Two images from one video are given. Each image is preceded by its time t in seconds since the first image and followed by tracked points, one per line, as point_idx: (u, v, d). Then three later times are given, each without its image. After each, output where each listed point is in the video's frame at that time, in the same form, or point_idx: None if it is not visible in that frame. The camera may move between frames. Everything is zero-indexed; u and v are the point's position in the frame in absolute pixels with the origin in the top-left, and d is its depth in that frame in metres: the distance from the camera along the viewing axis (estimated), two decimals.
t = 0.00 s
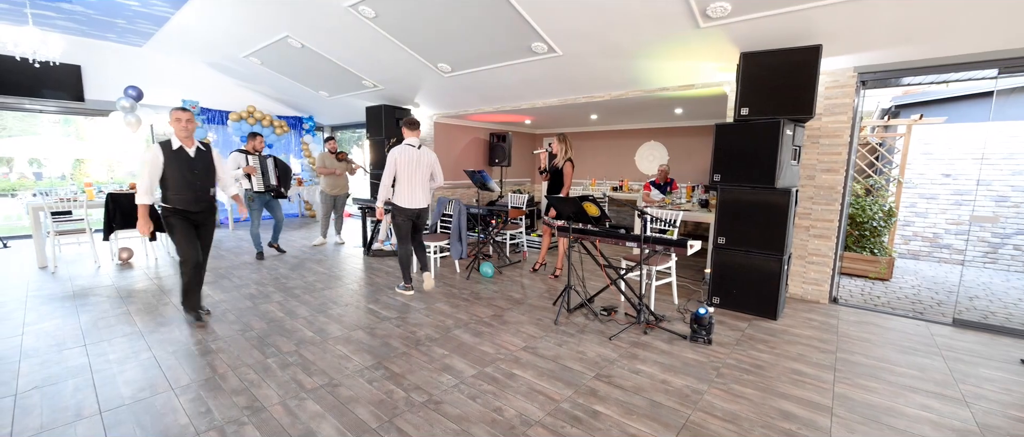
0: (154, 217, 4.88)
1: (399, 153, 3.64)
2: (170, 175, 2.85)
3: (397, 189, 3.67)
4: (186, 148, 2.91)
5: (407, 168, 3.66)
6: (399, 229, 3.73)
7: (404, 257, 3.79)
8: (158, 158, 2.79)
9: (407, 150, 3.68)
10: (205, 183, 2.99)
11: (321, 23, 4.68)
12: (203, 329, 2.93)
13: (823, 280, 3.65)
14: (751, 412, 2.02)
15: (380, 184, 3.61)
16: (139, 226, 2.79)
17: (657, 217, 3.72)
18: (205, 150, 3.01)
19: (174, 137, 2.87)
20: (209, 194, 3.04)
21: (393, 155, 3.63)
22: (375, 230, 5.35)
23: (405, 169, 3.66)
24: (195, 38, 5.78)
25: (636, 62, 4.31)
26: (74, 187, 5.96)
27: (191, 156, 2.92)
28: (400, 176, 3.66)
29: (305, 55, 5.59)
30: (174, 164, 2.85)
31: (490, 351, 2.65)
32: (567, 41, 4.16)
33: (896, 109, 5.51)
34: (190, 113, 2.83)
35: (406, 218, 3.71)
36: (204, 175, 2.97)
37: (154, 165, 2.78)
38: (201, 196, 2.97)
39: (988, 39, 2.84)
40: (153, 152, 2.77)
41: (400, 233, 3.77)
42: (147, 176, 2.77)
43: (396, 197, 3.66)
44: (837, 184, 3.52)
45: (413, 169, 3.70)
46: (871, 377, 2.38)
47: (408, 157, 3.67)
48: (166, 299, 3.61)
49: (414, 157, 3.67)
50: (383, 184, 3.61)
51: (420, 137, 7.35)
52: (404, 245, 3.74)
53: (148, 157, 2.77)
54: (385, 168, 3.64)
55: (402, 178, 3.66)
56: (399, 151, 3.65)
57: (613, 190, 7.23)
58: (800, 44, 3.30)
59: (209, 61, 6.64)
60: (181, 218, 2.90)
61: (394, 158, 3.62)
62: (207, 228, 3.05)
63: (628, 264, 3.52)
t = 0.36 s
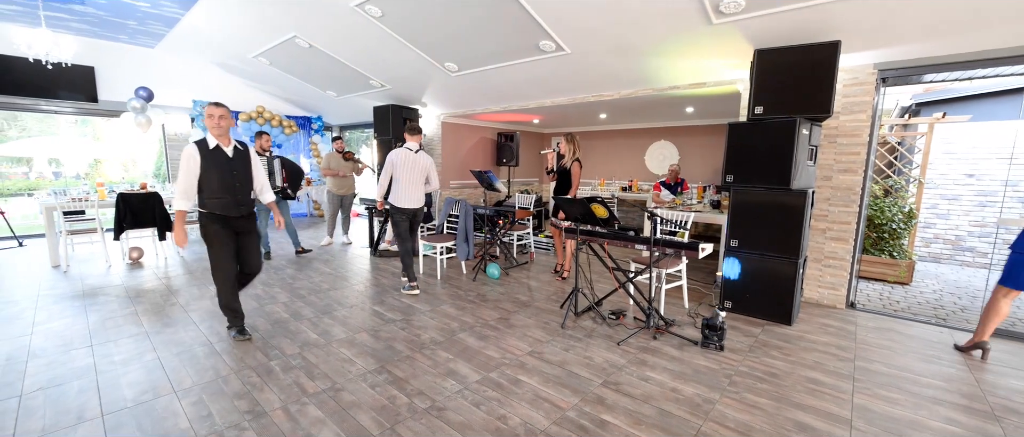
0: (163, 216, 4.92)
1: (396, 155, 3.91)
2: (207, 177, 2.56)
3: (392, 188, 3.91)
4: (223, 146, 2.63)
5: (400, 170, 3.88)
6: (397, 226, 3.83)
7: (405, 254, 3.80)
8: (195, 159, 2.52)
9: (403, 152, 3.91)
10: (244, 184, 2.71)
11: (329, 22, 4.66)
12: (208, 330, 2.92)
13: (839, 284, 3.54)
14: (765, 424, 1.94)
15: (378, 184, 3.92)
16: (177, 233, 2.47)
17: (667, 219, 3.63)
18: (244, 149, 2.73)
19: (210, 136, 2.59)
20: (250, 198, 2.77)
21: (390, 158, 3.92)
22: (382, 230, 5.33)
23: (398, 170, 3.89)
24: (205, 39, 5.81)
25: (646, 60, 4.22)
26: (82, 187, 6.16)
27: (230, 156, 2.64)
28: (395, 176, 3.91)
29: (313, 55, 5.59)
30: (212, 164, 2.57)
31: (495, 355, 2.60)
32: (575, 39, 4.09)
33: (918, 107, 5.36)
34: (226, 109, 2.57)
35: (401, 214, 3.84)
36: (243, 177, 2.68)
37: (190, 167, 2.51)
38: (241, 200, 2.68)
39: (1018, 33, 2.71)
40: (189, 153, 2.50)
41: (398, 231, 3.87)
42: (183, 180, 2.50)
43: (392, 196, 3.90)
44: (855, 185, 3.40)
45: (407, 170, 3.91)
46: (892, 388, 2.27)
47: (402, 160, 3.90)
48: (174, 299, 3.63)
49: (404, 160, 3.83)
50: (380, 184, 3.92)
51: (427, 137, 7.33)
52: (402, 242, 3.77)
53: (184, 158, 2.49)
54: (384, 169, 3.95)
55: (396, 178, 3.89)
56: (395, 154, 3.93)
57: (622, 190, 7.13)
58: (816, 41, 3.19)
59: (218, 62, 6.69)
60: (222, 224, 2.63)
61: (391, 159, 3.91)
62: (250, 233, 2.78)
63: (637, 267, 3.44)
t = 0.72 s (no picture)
0: (166, 217, 4.92)
1: (396, 155, 4.11)
2: (254, 185, 2.35)
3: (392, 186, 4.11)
4: (269, 152, 2.42)
5: (398, 169, 4.06)
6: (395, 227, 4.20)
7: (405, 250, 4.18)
8: (241, 165, 2.30)
9: (402, 151, 4.14)
10: (291, 194, 2.48)
11: (331, 22, 4.63)
12: (206, 334, 2.89)
13: (850, 289, 3.45)
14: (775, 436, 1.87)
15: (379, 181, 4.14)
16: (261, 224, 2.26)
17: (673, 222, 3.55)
18: (291, 155, 2.52)
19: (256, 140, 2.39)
20: (297, 207, 2.54)
21: (391, 157, 4.12)
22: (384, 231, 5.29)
23: (397, 169, 4.08)
24: (208, 39, 5.81)
25: (651, 60, 4.15)
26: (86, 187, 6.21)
27: (276, 162, 2.43)
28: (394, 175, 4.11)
29: (315, 55, 5.56)
30: (258, 171, 2.35)
31: (496, 361, 2.54)
32: (579, 38, 4.02)
33: (930, 107, 5.24)
34: (272, 110, 2.39)
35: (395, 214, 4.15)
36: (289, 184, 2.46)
37: (236, 174, 2.29)
38: (287, 210, 2.45)
39: None
40: (235, 159, 2.29)
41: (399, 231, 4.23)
42: (229, 189, 2.28)
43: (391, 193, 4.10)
44: (866, 188, 3.31)
45: (406, 169, 4.09)
46: (909, 399, 2.19)
47: (401, 159, 4.08)
48: (174, 301, 3.61)
49: (400, 160, 4.01)
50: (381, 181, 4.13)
51: (430, 138, 7.29)
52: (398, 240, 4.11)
53: (230, 165, 2.28)
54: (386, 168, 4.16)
55: (395, 177, 4.08)
56: (396, 154, 4.13)
57: (627, 191, 7.04)
58: (827, 39, 3.11)
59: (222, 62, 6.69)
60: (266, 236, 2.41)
61: (391, 159, 4.10)
62: (294, 248, 2.51)
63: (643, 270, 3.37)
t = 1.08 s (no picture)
0: (166, 218, 4.90)
1: (395, 156, 4.20)
2: (308, 190, 2.06)
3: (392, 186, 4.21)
4: (326, 153, 2.11)
5: (395, 169, 4.13)
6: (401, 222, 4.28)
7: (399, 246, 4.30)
8: (296, 168, 2.01)
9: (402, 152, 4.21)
10: (349, 200, 2.18)
11: (332, 21, 4.59)
12: (203, 336, 2.86)
13: (858, 292, 3.38)
14: None
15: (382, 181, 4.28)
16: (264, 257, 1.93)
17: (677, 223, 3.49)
18: (351, 156, 2.21)
19: (312, 139, 2.09)
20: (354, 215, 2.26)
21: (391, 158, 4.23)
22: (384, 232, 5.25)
23: (394, 169, 4.16)
24: (210, 39, 5.80)
25: (654, 59, 4.10)
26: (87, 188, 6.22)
27: (335, 166, 2.12)
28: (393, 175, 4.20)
29: (316, 55, 5.54)
30: (316, 173, 2.05)
31: (496, 365, 2.49)
32: (581, 36, 3.97)
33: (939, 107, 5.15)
34: (331, 106, 2.09)
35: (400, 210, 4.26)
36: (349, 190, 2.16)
37: (289, 178, 2.01)
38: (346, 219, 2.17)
39: None
40: (288, 161, 2.01)
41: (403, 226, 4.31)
42: (280, 194, 2.00)
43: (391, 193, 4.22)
44: (875, 188, 3.24)
45: (403, 170, 4.16)
46: (921, 407, 2.12)
47: (399, 160, 4.16)
48: (172, 302, 3.58)
49: (397, 161, 4.09)
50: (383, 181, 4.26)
51: (432, 138, 7.25)
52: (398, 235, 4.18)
53: (283, 168, 2.00)
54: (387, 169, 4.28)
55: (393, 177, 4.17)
56: (395, 155, 4.22)
57: (630, 192, 6.99)
58: (835, 37, 3.05)
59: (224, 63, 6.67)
60: (321, 248, 2.12)
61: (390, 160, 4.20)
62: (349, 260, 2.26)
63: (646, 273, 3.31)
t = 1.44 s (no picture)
0: (164, 217, 4.87)
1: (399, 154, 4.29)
2: (387, 189, 1.72)
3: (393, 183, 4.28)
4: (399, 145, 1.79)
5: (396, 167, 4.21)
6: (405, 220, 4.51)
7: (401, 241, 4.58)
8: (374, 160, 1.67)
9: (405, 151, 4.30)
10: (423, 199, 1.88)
11: (331, 20, 4.55)
12: (198, 337, 2.82)
13: (862, 293, 3.33)
14: None
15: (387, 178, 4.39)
16: (370, 274, 1.69)
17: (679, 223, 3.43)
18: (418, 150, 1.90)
19: (382, 128, 1.75)
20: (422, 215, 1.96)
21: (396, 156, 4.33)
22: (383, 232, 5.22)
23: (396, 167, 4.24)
24: (209, 39, 5.77)
25: (656, 58, 4.05)
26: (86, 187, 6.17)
27: (408, 159, 1.79)
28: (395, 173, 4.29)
29: (315, 54, 5.50)
30: (393, 168, 1.73)
31: (494, 368, 2.45)
32: (582, 34, 3.91)
33: (944, 106, 5.09)
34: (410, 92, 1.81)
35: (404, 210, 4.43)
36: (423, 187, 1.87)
37: (368, 171, 1.65)
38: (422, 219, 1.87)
39: None
40: (365, 152, 1.65)
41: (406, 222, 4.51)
42: (359, 193, 1.63)
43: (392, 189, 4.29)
44: (880, 189, 3.19)
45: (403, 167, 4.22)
46: (929, 412, 2.07)
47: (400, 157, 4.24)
48: (168, 303, 3.55)
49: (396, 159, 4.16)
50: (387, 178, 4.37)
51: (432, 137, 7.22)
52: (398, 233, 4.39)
53: (358, 160, 1.64)
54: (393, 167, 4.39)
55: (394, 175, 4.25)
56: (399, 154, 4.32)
57: (631, 192, 6.94)
58: (840, 34, 2.99)
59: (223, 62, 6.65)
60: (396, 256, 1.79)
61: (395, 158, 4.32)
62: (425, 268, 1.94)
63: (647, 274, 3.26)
